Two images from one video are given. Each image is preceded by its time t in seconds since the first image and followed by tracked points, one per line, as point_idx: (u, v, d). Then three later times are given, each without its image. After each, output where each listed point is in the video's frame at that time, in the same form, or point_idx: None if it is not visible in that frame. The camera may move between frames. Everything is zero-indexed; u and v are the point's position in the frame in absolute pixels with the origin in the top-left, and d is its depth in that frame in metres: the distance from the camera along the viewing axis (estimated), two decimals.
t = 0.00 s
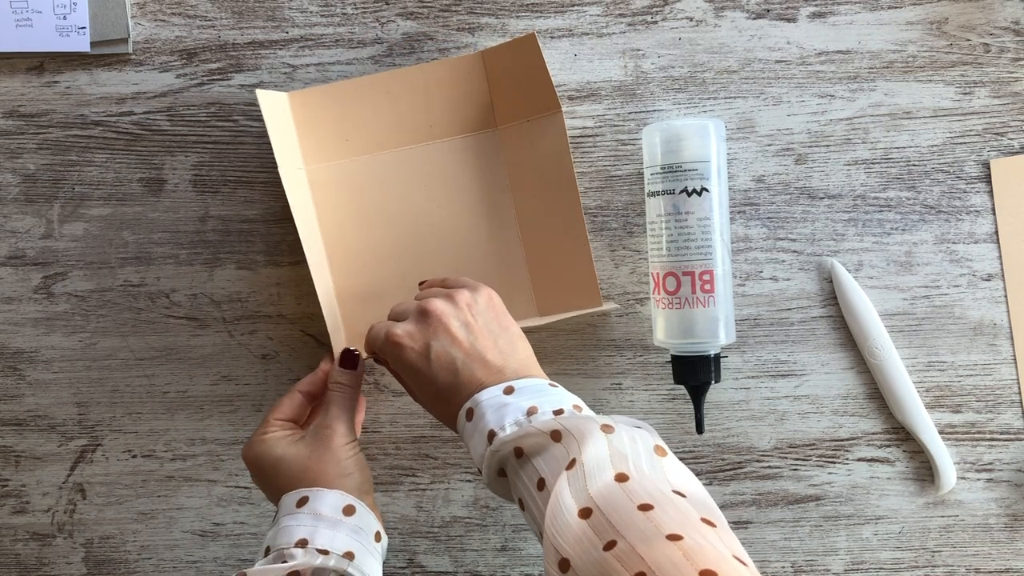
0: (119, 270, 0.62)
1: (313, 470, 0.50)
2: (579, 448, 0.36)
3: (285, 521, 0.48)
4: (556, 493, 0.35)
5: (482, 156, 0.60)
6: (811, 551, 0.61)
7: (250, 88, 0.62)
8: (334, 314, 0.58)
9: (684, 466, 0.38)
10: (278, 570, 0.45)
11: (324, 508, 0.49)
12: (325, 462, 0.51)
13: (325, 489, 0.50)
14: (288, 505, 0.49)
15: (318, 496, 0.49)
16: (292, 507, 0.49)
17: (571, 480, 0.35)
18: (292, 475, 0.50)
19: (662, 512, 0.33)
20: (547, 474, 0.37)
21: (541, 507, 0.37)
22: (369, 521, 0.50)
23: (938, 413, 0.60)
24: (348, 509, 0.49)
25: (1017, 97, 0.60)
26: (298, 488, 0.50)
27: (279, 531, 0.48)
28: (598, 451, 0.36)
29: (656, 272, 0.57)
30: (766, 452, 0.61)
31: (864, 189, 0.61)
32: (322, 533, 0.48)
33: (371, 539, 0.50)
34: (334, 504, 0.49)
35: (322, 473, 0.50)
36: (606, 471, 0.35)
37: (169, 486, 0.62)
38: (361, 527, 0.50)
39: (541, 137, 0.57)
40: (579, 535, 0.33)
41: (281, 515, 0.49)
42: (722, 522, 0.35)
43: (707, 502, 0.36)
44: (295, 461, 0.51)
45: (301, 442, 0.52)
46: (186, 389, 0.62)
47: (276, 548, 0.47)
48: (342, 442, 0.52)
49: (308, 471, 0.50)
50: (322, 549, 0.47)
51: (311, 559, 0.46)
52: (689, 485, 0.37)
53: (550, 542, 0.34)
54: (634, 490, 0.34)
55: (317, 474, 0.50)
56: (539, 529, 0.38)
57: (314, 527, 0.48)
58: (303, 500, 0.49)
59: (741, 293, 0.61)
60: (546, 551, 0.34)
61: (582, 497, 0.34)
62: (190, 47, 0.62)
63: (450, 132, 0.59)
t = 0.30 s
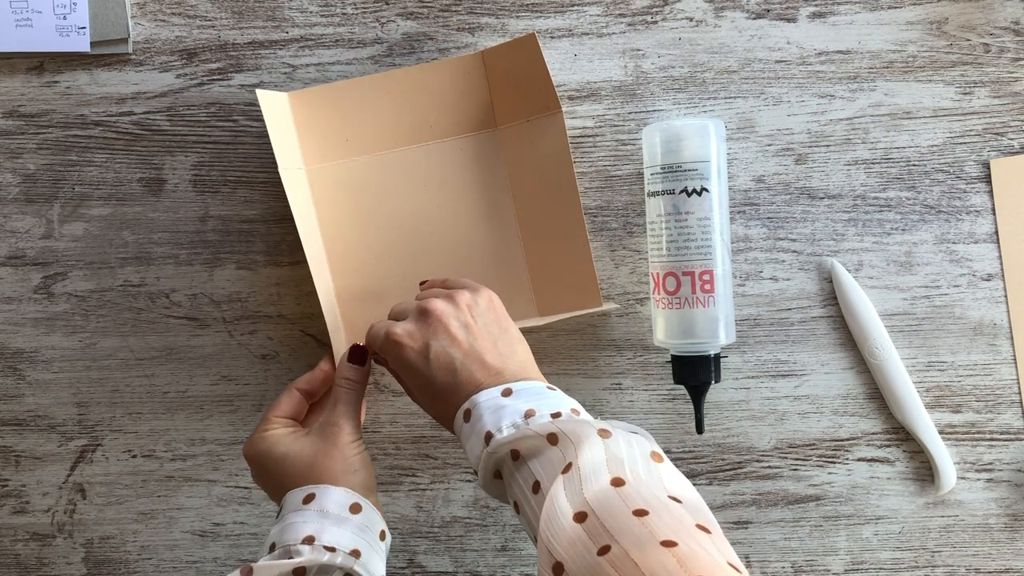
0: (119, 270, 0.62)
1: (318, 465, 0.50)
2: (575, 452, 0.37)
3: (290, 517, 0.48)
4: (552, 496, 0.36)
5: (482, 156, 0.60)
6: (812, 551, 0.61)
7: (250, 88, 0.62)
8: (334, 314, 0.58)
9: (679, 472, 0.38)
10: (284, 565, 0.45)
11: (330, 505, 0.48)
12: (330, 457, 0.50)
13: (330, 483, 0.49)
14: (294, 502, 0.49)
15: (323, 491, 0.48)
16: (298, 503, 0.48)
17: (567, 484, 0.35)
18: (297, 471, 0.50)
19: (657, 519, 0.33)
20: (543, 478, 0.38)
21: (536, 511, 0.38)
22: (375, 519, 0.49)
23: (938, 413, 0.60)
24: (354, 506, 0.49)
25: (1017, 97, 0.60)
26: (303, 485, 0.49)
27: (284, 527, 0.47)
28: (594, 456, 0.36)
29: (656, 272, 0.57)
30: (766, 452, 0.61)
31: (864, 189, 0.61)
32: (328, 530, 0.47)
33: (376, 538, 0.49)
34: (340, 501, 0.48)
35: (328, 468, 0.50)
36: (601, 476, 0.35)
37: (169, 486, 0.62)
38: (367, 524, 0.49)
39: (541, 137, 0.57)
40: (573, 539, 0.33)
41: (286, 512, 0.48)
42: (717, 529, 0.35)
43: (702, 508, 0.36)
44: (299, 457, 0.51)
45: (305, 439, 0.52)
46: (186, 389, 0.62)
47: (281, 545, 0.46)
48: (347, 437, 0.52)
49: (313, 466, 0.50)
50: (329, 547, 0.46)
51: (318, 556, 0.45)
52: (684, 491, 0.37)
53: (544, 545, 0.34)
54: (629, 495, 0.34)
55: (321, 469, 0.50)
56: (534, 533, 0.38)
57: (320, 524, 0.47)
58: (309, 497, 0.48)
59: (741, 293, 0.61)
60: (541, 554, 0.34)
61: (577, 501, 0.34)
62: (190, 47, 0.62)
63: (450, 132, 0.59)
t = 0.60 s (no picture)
0: (119, 270, 0.62)
1: (317, 463, 0.50)
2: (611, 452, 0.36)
3: (292, 515, 0.48)
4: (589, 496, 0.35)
5: (482, 156, 0.60)
6: (812, 551, 0.61)
7: (250, 88, 0.62)
8: (334, 314, 0.58)
9: (715, 468, 0.38)
10: (283, 563, 0.45)
11: (331, 502, 0.48)
12: (330, 454, 0.50)
13: (331, 481, 0.49)
14: (295, 500, 0.49)
15: (322, 489, 0.48)
16: (299, 501, 0.48)
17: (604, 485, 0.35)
18: (297, 470, 0.50)
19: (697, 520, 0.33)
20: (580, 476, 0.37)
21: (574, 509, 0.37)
22: (376, 517, 0.49)
23: (938, 413, 0.60)
24: (354, 503, 0.49)
25: (1017, 97, 0.60)
26: (304, 483, 0.50)
27: (285, 526, 0.47)
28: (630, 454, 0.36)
29: (656, 272, 0.57)
30: (766, 452, 0.61)
31: (864, 189, 0.61)
32: (329, 527, 0.47)
33: (378, 534, 0.49)
34: (341, 499, 0.48)
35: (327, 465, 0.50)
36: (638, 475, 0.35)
37: (169, 486, 0.62)
38: (369, 522, 0.49)
39: (541, 137, 0.57)
40: (611, 541, 0.33)
41: (287, 510, 0.49)
42: (757, 528, 0.35)
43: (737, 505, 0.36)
44: (299, 456, 0.51)
45: (306, 438, 0.52)
46: (186, 389, 0.62)
47: (282, 543, 0.46)
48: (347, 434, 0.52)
49: (313, 464, 0.50)
50: (329, 544, 0.46)
51: (318, 554, 0.45)
52: (722, 489, 0.36)
53: (581, 547, 0.34)
54: (667, 495, 0.34)
55: (322, 467, 0.50)
56: (568, 529, 0.38)
57: (321, 522, 0.47)
58: (310, 495, 0.48)
59: (741, 293, 0.61)
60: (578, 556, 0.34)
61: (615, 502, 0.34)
62: (190, 47, 0.62)
63: (450, 132, 0.59)
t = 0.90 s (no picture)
0: (119, 270, 0.62)
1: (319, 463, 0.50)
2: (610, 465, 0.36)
3: (297, 513, 0.48)
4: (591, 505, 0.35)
5: (482, 157, 0.60)
6: (812, 551, 0.61)
7: (250, 88, 0.62)
8: (333, 314, 0.58)
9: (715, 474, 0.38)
10: (290, 562, 0.45)
11: (336, 500, 0.49)
12: (332, 454, 0.51)
13: (334, 480, 0.49)
14: (300, 498, 0.49)
15: (327, 488, 0.49)
16: (304, 499, 0.49)
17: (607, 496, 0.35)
18: (297, 470, 0.50)
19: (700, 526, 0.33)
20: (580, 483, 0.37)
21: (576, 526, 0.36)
22: (381, 513, 0.50)
23: (938, 413, 0.60)
24: (359, 500, 0.49)
25: (1017, 97, 0.60)
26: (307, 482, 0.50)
27: (290, 524, 0.48)
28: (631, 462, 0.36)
29: (656, 272, 0.57)
30: (766, 452, 0.61)
31: (864, 189, 0.61)
32: (335, 524, 0.48)
33: (383, 530, 0.50)
34: (345, 496, 0.49)
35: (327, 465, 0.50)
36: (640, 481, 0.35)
37: (169, 486, 0.62)
38: (374, 518, 0.49)
39: (540, 137, 0.57)
40: (619, 547, 0.33)
41: (292, 508, 0.49)
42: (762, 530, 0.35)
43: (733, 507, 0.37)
44: (300, 456, 0.51)
45: (307, 437, 0.52)
46: (186, 389, 0.62)
47: (289, 541, 0.47)
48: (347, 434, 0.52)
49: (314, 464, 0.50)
50: (336, 540, 0.47)
51: (325, 551, 0.46)
52: (722, 493, 0.37)
53: (586, 554, 0.34)
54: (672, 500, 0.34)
55: (324, 467, 0.50)
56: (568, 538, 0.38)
57: (326, 519, 0.47)
58: (314, 493, 0.49)
59: (741, 293, 0.61)
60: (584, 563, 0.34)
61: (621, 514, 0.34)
62: (190, 47, 0.62)
63: (450, 132, 0.59)
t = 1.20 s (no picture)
0: (119, 270, 0.63)
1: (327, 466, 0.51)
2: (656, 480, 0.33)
3: (306, 518, 0.48)
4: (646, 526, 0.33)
5: (483, 156, 0.60)
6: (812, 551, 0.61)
7: (250, 88, 0.62)
8: (333, 314, 0.58)
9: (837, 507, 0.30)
10: (306, 567, 0.45)
11: (344, 502, 0.49)
12: (338, 457, 0.51)
13: (341, 482, 0.50)
14: (308, 503, 0.49)
15: (335, 491, 0.49)
16: (311, 504, 0.49)
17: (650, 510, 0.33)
18: (304, 472, 0.51)
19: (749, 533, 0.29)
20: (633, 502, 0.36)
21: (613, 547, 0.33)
22: (389, 513, 0.51)
23: (938, 413, 0.60)
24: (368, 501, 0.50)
25: (1017, 97, 0.60)
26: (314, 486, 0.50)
27: (301, 529, 0.48)
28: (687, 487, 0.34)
29: (656, 272, 0.57)
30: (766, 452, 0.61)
31: (864, 189, 0.61)
32: (346, 526, 0.48)
33: (392, 530, 0.51)
34: (354, 499, 0.49)
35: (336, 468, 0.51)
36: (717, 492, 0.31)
37: (169, 486, 0.62)
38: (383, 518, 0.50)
39: (540, 137, 0.57)
40: None
41: (300, 512, 0.49)
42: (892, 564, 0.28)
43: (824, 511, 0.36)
44: (306, 459, 0.51)
45: (310, 439, 0.53)
46: (187, 389, 0.62)
47: (301, 546, 0.47)
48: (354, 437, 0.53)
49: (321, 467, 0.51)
50: (349, 542, 0.47)
51: (340, 553, 0.46)
52: (845, 524, 0.29)
53: None
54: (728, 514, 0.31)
55: (331, 470, 0.51)
56: None
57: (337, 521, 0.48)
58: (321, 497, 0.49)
59: (741, 293, 0.61)
60: None
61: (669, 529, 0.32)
62: (190, 47, 0.62)
63: (450, 132, 0.59)
